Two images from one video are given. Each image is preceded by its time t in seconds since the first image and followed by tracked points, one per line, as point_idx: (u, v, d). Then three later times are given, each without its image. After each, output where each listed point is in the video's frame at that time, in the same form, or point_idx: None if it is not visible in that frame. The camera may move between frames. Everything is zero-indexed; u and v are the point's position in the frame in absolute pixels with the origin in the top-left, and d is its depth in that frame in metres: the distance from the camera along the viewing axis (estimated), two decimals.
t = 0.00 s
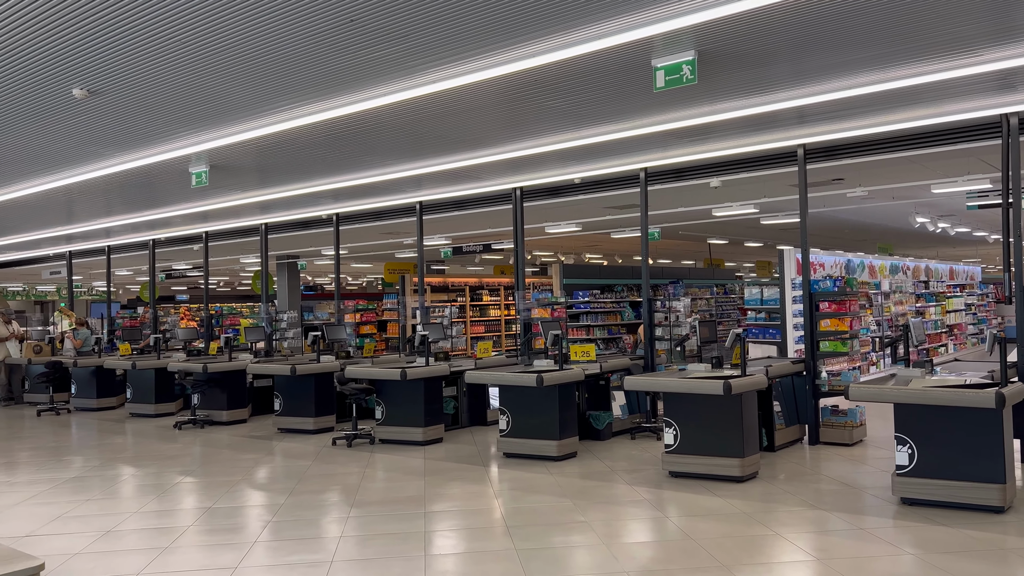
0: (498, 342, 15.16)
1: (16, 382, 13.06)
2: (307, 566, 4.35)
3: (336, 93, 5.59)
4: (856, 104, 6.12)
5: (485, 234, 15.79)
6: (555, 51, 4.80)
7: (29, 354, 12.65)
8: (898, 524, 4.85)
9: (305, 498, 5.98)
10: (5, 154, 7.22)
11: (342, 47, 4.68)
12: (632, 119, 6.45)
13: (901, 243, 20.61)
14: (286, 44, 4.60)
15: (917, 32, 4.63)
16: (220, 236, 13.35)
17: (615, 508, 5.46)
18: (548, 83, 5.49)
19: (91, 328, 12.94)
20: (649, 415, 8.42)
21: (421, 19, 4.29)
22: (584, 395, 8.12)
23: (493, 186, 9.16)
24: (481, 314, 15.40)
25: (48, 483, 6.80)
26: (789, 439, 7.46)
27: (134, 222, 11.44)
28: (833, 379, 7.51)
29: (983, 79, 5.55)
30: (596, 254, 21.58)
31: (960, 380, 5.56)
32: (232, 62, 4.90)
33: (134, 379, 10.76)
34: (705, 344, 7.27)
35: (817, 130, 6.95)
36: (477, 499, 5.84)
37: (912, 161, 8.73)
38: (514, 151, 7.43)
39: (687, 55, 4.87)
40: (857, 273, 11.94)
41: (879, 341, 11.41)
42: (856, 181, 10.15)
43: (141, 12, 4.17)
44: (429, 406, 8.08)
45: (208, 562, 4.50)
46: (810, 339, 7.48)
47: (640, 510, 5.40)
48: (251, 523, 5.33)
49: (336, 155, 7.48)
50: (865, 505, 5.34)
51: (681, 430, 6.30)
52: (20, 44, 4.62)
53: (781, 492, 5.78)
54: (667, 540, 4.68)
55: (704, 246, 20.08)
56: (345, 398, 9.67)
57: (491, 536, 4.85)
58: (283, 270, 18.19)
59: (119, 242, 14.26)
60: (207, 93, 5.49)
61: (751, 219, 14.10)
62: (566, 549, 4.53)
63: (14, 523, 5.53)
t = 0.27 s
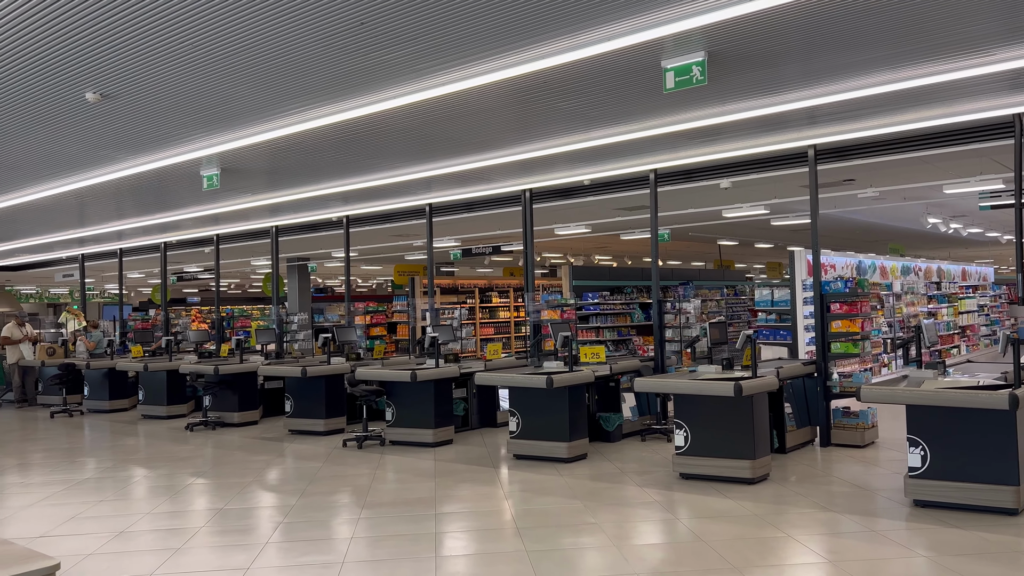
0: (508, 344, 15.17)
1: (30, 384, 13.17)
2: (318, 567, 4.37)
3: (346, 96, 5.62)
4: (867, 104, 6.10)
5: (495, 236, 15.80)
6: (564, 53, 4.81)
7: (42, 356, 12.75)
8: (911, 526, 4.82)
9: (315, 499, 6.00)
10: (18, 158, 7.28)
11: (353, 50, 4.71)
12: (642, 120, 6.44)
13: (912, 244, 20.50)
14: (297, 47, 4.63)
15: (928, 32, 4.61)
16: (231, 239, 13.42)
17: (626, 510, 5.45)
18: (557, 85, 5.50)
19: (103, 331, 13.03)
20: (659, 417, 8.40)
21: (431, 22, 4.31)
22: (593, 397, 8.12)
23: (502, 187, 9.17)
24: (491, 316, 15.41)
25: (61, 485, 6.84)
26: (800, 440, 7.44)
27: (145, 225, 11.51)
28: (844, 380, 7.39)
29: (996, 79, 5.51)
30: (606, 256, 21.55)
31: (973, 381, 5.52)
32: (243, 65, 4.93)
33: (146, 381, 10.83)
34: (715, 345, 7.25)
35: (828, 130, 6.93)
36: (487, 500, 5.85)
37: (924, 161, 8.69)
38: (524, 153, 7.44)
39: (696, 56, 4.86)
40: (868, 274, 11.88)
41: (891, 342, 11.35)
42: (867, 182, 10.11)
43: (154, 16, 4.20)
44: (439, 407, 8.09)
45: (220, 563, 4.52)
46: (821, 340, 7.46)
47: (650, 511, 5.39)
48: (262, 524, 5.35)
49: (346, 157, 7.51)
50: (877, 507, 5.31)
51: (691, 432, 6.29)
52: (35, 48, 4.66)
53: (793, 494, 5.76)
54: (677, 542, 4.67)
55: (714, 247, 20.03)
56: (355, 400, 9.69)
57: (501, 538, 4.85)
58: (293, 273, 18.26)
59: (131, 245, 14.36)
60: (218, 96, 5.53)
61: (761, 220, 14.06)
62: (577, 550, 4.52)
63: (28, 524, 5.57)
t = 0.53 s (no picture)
0: (517, 346, 15.16)
1: (43, 386, 13.27)
2: (329, 569, 4.37)
3: (356, 99, 5.64)
4: (879, 105, 6.07)
5: (504, 238, 15.82)
6: (574, 55, 4.81)
7: (55, 358, 12.83)
8: (924, 530, 4.79)
9: (326, 501, 6.01)
10: (32, 161, 7.34)
11: (363, 53, 4.72)
12: (653, 121, 6.42)
13: (924, 246, 20.38)
14: (308, 51, 4.66)
15: (941, 32, 4.58)
16: (242, 241, 13.48)
17: (636, 512, 5.43)
18: (568, 87, 5.51)
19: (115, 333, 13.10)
20: (670, 419, 8.38)
21: (442, 25, 4.33)
22: (603, 399, 8.10)
23: (512, 190, 9.18)
24: (501, 318, 15.41)
25: (74, 486, 6.89)
26: (811, 443, 7.39)
27: (157, 227, 11.58)
28: (857, 383, 7.36)
29: (1010, 78, 5.47)
30: (615, 258, 21.52)
31: (987, 383, 5.48)
32: (254, 69, 4.96)
33: (157, 383, 10.88)
34: (726, 347, 7.22)
35: (840, 131, 6.89)
36: (497, 502, 5.84)
37: (936, 162, 8.64)
38: (534, 155, 7.44)
39: (706, 58, 4.85)
40: (880, 276, 11.81)
41: (903, 344, 11.29)
42: (879, 183, 10.06)
43: (166, 20, 4.23)
44: (449, 409, 8.10)
45: (232, 564, 4.54)
46: (833, 342, 7.41)
47: (661, 514, 5.37)
48: (274, 525, 5.37)
49: (356, 160, 7.54)
50: (890, 510, 5.27)
51: (702, 434, 6.27)
52: (49, 53, 4.71)
53: (804, 497, 5.73)
54: (689, 544, 4.65)
55: (724, 249, 19.95)
56: (365, 402, 9.71)
57: (512, 540, 4.84)
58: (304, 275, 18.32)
59: (143, 248, 14.45)
60: (229, 100, 5.56)
61: (771, 222, 14.01)
62: (588, 553, 4.51)
63: (41, 525, 5.61)
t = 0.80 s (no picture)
0: (525, 349, 15.16)
1: (53, 389, 13.34)
2: (337, 572, 4.38)
3: (364, 102, 5.65)
4: (889, 107, 6.05)
5: (512, 241, 15.83)
6: (582, 58, 4.80)
7: (65, 361, 12.91)
8: (934, 534, 4.76)
9: (334, 504, 6.02)
10: (43, 165, 7.38)
11: (371, 57, 4.73)
12: (661, 124, 6.41)
13: (934, 247, 20.27)
14: (316, 55, 4.67)
15: (951, 33, 4.56)
16: (251, 244, 13.53)
17: (645, 516, 5.42)
18: (576, 90, 5.50)
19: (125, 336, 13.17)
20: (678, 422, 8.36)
21: (449, 29, 4.33)
22: (611, 402, 8.08)
23: (520, 193, 9.19)
24: (508, 321, 15.42)
25: (84, 489, 6.92)
26: (820, 446, 7.36)
27: (166, 231, 11.63)
28: (867, 386, 7.39)
29: (1021, 80, 5.44)
30: (623, 260, 21.50)
31: (998, 386, 5.44)
32: (263, 73, 4.97)
33: (167, 386, 10.93)
34: (735, 350, 7.20)
35: (849, 133, 6.87)
36: (506, 506, 5.84)
37: (946, 164, 8.60)
38: (541, 158, 7.44)
39: (714, 60, 4.84)
40: (890, 278, 11.76)
41: (913, 347, 11.24)
42: (888, 185, 10.02)
43: (176, 25, 4.25)
44: (457, 413, 8.10)
45: (241, 567, 4.55)
46: (842, 345, 7.38)
47: (670, 518, 5.35)
48: (282, 529, 5.38)
49: (365, 163, 7.55)
50: (900, 514, 5.24)
51: (710, 437, 6.25)
52: (59, 57, 4.73)
53: (814, 500, 5.70)
54: (698, 548, 4.63)
55: (732, 251, 19.93)
56: (374, 405, 9.72)
57: (520, 543, 4.84)
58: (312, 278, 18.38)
59: (152, 251, 14.53)
60: (238, 104, 5.58)
61: (780, 224, 13.97)
62: (596, 557, 4.50)
63: (52, 528, 5.64)
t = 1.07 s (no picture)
0: (528, 352, 15.16)
1: (57, 392, 13.36)
2: None
3: (368, 106, 5.65)
4: (892, 110, 6.05)
5: (515, 244, 15.84)
6: (585, 62, 4.81)
7: (69, 365, 12.93)
8: (939, 538, 4.74)
9: (338, 508, 6.02)
10: (48, 169, 7.41)
11: (375, 61, 4.75)
12: (665, 127, 6.41)
13: (938, 250, 20.24)
14: (320, 59, 4.69)
15: (955, 36, 4.55)
16: (255, 248, 13.55)
17: (648, 519, 5.41)
18: (580, 94, 5.51)
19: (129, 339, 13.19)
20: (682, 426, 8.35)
21: (453, 33, 4.34)
22: (614, 406, 8.03)
23: (523, 196, 9.20)
24: (512, 324, 15.42)
25: (88, 492, 6.93)
26: (825, 450, 7.35)
27: (170, 234, 11.65)
28: (872, 389, 7.28)
29: None
30: (626, 263, 21.50)
31: (1002, 390, 5.42)
32: (267, 77, 4.99)
33: (170, 390, 10.94)
34: (738, 353, 7.18)
35: (854, 136, 6.86)
36: (509, 509, 5.83)
37: (950, 167, 8.59)
38: (545, 161, 7.45)
39: (718, 64, 4.85)
40: (894, 281, 11.74)
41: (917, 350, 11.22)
42: (892, 188, 10.01)
43: (181, 30, 4.27)
44: (460, 416, 8.10)
45: (244, 570, 4.55)
46: (846, 348, 7.37)
47: (674, 521, 5.34)
48: (286, 532, 5.38)
49: (368, 167, 7.56)
50: (905, 518, 5.23)
51: (714, 441, 6.24)
52: (65, 62, 4.76)
53: (818, 504, 5.69)
54: (702, 552, 4.63)
55: (736, 255, 19.91)
56: (377, 408, 9.73)
57: (523, 547, 4.83)
58: (316, 281, 18.41)
59: (157, 255, 14.56)
60: (242, 108, 5.59)
61: (784, 227, 13.96)
62: (600, 560, 4.50)
63: (56, 531, 5.65)
